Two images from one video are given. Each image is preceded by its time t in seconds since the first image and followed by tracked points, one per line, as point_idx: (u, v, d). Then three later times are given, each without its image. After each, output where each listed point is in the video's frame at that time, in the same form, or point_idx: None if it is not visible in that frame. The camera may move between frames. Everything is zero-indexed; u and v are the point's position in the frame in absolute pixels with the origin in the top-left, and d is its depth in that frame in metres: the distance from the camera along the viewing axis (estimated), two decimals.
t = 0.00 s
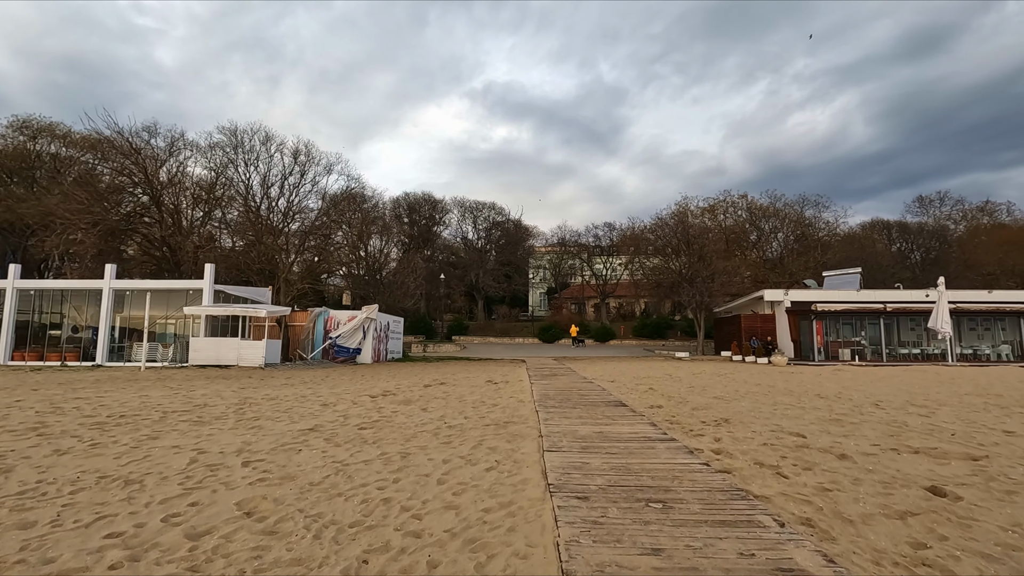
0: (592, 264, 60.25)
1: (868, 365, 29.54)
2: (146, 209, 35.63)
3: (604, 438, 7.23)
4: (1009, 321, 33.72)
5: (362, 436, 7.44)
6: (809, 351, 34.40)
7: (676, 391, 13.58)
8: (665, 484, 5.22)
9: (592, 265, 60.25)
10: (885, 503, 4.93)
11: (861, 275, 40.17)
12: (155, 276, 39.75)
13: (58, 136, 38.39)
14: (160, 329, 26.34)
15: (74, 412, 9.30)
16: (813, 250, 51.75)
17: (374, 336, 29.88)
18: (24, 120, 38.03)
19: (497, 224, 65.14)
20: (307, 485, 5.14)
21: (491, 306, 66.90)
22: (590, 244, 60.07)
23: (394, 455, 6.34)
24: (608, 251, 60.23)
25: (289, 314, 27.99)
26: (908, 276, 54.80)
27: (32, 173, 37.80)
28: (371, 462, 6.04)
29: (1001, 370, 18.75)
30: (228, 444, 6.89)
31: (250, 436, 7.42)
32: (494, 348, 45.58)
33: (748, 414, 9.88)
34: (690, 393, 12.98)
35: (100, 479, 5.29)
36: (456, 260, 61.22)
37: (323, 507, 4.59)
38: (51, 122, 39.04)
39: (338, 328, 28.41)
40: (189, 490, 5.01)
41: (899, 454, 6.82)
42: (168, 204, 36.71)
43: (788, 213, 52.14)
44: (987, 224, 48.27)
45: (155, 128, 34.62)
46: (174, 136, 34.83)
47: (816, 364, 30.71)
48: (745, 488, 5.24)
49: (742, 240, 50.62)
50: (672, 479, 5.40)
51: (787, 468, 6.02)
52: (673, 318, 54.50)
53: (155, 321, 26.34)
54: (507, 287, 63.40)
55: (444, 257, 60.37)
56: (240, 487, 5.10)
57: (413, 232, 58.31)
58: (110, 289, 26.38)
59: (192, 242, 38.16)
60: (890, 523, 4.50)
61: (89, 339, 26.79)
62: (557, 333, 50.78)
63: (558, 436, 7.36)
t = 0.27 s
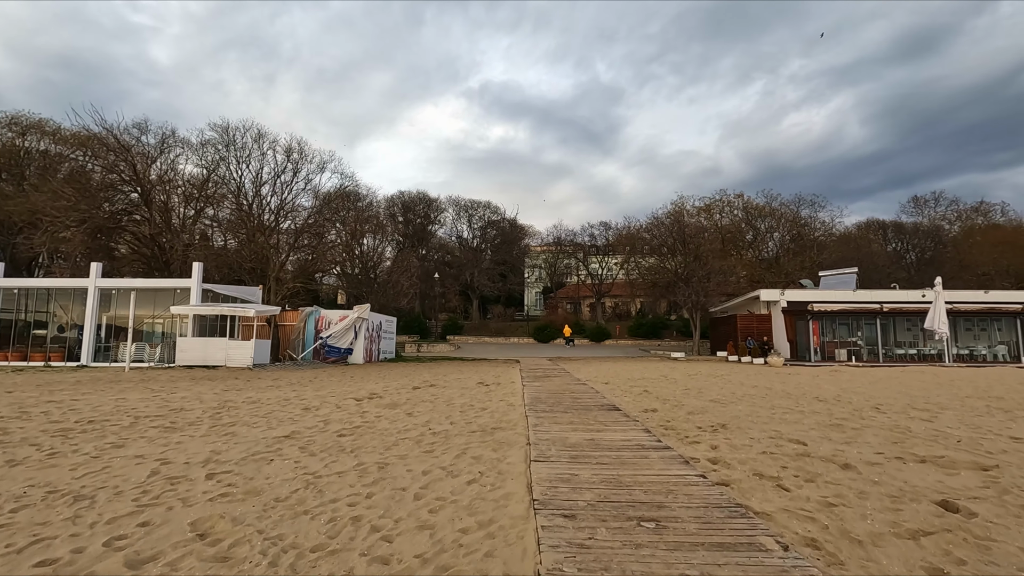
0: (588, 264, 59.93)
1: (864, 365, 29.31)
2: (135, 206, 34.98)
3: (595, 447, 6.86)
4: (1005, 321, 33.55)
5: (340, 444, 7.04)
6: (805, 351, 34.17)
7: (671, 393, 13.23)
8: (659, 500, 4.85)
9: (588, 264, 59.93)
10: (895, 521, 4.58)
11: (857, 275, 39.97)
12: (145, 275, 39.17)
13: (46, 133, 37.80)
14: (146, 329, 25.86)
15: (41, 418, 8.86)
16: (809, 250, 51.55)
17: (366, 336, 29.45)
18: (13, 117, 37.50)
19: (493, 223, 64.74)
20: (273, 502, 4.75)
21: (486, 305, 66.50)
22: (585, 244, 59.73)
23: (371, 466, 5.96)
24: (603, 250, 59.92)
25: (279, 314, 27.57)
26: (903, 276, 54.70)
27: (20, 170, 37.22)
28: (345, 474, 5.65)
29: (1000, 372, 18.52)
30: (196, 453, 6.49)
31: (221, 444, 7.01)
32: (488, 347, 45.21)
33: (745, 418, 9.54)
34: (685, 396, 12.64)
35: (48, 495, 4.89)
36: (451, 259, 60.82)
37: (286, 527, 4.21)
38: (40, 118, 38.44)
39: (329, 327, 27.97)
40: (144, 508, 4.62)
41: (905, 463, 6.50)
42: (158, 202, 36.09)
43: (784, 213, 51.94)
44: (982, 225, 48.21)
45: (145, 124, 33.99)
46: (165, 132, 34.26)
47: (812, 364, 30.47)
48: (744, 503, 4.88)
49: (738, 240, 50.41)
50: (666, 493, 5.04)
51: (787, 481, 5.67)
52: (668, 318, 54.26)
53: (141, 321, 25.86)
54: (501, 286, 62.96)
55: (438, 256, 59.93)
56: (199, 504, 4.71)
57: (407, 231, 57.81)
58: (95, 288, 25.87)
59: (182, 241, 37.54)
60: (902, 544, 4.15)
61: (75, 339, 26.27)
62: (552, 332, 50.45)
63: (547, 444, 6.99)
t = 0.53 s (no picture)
0: (585, 261, 59.56)
1: (864, 364, 29.02)
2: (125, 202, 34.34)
3: (593, 452, 6.49)
4: (1004, 319, 33.28)
5: (323, 450, 6.64)
6: (804, 350, 33.88)
7: (671, 394, 12.86)
8: (663, 515, 4.47)
9: (585, 262, 59.56)
10: (918, 540, 4.21)
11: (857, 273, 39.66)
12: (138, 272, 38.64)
13: (38, 128, 37.25)
14: (136, 326, 25.41)
15: (12, 420, 8.46)
16: (807, 248, 51.27)
17: (361, 334, 29.01)
18: (5, 111, 37.00)
19: (490, 220, 64.28)
20: (243, 518, 4.36)
21: (483, 302, 66.05)
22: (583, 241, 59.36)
23: (354, 475, 5.57)
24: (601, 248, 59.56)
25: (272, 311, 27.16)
26: (901, 274, 54.51)
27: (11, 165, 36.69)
28: (325, 484, 5.26)
29: (1003, 371, 18.25)
30: (167, 460, 6.08)
31: (196, 450, 6.62)
32: (485, 345, 44.79)
33: (749, 421, 9.18)
34: (686, 397, 12.28)
35: None
36: (447, 256, 60.37)
37: (252, 547, 3.84)
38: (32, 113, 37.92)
39: (322, 325, 27.52)
40: (99, 524, 4.22)
41: (920, 471, 6.14)
42: (150, 197, 35.43)
43: (783, 210, 51.62)
44: (980, 223, 48.00)
45: (137, 119, 33.33)
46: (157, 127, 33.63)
47: (811, 363, 30.20)
48: (753, 518, 4.51)
49: (736, 237, 50.13)
50: (670, 507, 4.66)
51: (798, 491, 5.31)
52: (666, 316, 53.92)
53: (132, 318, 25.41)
54: (499, 283, 62.54)
55: (435, 253, 59.48)
56: (161, 520, 4.31)
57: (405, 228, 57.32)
58: (83, 284, 25.37)
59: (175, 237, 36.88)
60: (929, 565, 3.79)
61: (64, 337, 25.78)
62: (549, 330, 50.09)
63: (541, 450, 6.61)
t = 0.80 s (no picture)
0: (585, 257, 59.11)
1: (867, 361, 28.66)
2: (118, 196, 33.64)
3: (596, 459, 6.08)
4: (1008, 316, 32.89)
5: (307, 457, 6.23)
6: (806, 346, 33.51)
7: (674, 393, 12.45)
8: (674, 535, 4.06)
9: (585, 258, 59.12)
10: (957, 564, 3.80)
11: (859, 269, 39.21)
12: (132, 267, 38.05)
13: (30, 121, 36.59)
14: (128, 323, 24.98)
15: None
16: (808, 244, 50.84)
17: (357, 331, 28.59)
18: None
19: (489, 215, 63.72)
20: (210, 539, 3.94)
21: (482, 298, 65.57)
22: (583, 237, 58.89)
23: (337, 486, 5.16)
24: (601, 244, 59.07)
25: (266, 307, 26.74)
26: (903, 270, 54.12)
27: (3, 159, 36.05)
28: (304, 498, 4.84)
29: (1010, 368, 17.86)
30: (137, 470, 5.65)
31: (171, 457, 6.19)
32: (484, 342, 44.39)
33: (758, 423, 8.77)
34: (689, 397, 11.88)
35: None
36: (446, 252, 59.88)
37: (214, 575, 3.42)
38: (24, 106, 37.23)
39: (318, 321, 27.09)
40: (48, 547, 3.80)
41: (945, 480, 5.74)
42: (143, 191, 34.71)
43: (784, 205, 51.13)
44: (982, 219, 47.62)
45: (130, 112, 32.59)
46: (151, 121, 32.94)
47: (814, 360, 29.82)
48: (773, 538, 4.10)
49: (737, 233, 49.64)
50: (679, 523, 4.26)
51: (819, 505, 4.89)
52: (666, 312, 53.58)
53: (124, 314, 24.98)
54: (497, 279, 62.08)
55: (433, 249, 58.97)
56: (119, 541, 3.90)
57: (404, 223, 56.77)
58: (74, 280, 24.90)
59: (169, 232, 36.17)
60: None
61: (55, 333, 25.33)
62: (548, 326, 49.68)
63: (540, 456, 6.21)
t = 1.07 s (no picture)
0: (585, 252, 58.64)
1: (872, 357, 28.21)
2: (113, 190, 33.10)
3: (598, 466, 5.65)
4: (1015, 311, 32.40)
5: (289, 462, 5.80)
6: (810, 342, 33.07)
7: (679, 391, 12.02)
8: (687, 556, 3.63)
9: (586, 253, 58.65)
10: None
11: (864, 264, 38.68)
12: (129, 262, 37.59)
13: (24, 115, 36.11)
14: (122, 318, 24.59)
15: None
16: (812, 239, 50.33)
17: (355, 326, 28.18)
18: None
19: (489, 210, 63.16)
20: (168, 562, 3.51)
21: (482, 293, 65.11)
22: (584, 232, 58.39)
23: (316, 497, 4.73)
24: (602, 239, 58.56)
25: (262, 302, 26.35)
26: (906, 265, 53.57)
27: None
28: (280, 510, 4.42)
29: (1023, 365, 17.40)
30: (103, 477, 5.23)
31: (142, 462, 5.77)
32: (483, 337, 44.01)
33: (768, 425, 8.34)
34: (695, 395, 11.44)
35: None
36: (445, 247, 59.40)
37: None
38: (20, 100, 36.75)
39: (315, 317, 26.69)
40: None
41: (975, 489, 5.31)
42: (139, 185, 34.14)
43: (787, 199, 50.57)
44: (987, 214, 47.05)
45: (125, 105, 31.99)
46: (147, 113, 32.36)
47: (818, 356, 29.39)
48: (797, 559, 3.67)
49: (739, 228, 49.11)
50: (692, 542, 3.83)
51: (844, 520, 4.45)
52: (667, 308, 53.15)
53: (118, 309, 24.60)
54: (498, 274, 61.63)
55: (433, 243, 58.50)
56: (66, 563, 3.48)
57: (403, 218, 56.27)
58: (67, 274, 24.48)
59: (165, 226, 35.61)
60: None
61: (48, 328, 24.92)
62: (548, 322, 49.27)
63: (539, 462, 5.78)
